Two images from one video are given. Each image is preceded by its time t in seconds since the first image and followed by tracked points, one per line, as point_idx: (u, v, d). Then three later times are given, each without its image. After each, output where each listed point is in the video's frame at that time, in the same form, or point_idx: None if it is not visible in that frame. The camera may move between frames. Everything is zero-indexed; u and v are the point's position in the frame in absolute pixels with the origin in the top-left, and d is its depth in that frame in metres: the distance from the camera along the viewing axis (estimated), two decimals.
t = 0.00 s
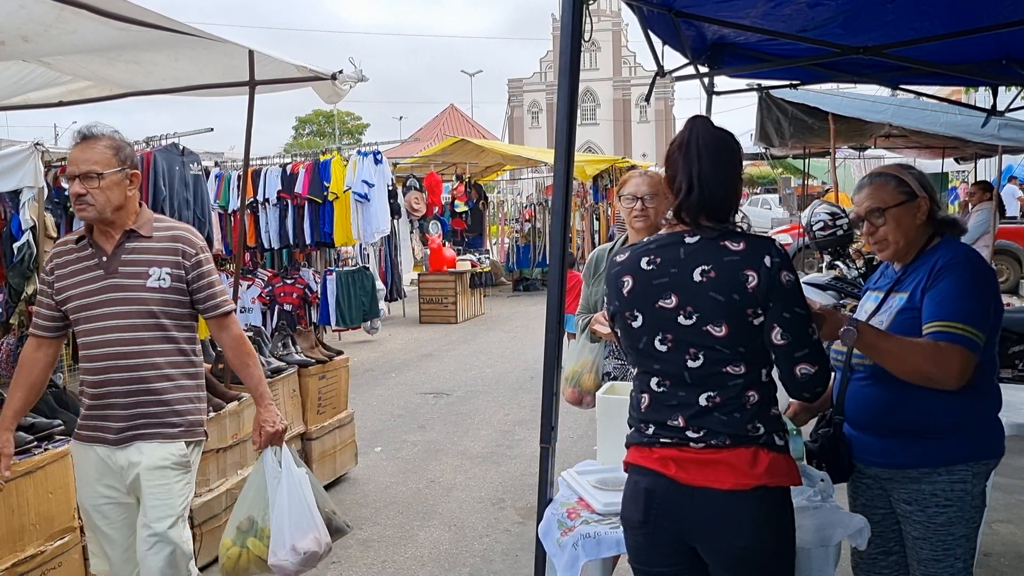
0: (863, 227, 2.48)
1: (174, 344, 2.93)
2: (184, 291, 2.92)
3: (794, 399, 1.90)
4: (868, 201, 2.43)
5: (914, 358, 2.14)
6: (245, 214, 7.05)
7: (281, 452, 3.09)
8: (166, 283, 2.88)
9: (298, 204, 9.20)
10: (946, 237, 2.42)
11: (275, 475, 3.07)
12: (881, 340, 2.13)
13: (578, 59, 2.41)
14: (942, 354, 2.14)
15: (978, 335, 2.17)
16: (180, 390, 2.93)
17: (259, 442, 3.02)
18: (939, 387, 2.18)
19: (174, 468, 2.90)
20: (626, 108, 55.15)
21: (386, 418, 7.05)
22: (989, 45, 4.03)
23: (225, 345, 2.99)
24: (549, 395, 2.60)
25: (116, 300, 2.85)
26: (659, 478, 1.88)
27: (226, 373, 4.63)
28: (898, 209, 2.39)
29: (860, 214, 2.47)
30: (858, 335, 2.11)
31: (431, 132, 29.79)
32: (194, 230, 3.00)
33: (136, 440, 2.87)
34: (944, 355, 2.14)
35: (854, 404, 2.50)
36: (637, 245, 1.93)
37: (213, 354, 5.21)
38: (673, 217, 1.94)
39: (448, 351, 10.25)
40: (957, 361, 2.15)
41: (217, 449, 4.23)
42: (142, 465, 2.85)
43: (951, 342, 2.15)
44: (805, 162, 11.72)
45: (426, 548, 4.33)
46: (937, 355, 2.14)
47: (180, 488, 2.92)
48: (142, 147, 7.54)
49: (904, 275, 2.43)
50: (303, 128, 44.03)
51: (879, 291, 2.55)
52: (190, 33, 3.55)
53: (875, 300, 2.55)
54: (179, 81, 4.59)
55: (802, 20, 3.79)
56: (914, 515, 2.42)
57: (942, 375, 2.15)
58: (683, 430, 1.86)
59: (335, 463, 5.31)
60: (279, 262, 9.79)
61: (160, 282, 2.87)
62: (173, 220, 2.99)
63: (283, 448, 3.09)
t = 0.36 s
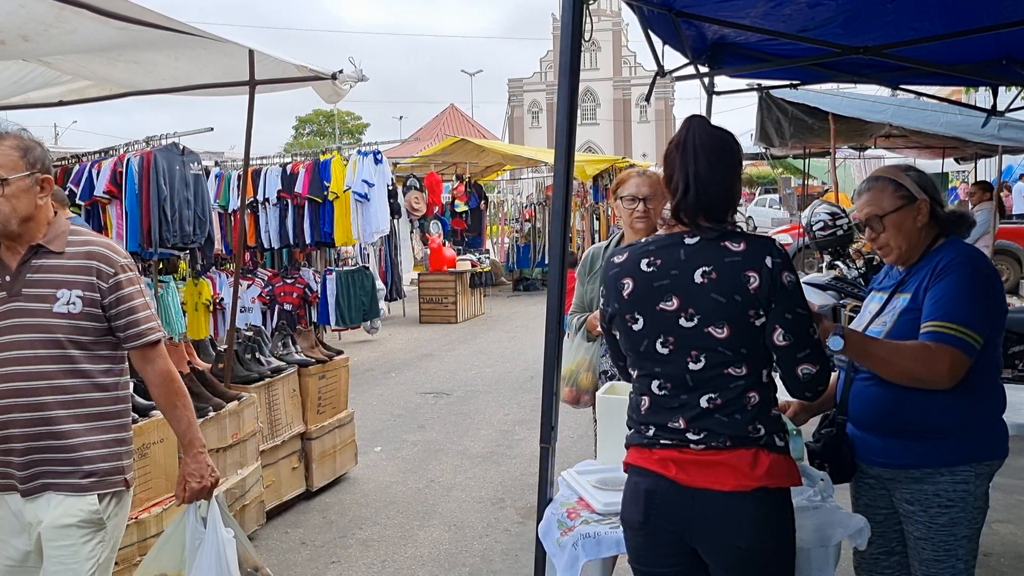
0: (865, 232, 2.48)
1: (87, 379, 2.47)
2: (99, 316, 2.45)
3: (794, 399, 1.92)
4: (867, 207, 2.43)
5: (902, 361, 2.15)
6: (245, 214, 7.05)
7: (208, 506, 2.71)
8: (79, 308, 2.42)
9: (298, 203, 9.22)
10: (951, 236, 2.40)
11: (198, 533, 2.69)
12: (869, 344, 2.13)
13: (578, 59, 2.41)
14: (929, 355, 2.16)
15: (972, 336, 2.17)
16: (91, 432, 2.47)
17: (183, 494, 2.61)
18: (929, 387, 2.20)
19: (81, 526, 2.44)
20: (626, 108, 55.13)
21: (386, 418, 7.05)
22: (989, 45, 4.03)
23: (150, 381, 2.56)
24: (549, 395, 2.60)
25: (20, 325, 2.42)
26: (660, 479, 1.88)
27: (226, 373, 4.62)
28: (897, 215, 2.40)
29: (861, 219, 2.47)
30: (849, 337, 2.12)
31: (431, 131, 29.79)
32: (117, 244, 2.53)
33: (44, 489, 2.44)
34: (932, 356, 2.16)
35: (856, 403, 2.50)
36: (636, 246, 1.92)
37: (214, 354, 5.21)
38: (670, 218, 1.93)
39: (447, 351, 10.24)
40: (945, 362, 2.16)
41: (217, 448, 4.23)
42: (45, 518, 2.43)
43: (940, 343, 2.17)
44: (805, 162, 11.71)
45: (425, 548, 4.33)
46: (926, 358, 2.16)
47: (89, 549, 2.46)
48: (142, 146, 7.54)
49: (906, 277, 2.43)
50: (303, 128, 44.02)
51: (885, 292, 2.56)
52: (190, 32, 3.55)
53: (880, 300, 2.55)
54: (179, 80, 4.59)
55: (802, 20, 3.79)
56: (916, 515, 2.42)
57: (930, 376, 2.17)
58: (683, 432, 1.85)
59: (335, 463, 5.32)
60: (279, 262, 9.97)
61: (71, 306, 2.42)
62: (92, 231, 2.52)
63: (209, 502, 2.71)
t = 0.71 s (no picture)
0: (868, 236, 2.48)
1: None
2: (9, 326, 2.17)
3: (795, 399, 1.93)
4: (867, 212, 2.42)
5: (901, 364, 2.14)
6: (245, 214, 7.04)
7: (131, 540, 2.46)
8: None
9: (298, 203, 9.25)
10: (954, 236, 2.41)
11: (122, 571, 2.44)
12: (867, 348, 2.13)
13: (578, 59, 2.41)
14: (927, 356, 2.16)
15: (973, 337, 2.16)
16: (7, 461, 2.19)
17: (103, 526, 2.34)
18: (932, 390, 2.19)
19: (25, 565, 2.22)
20: (627, 108, 55.12)
21: (386, 417, 7.05)
22: (989, 45, 4.03)
23: (64, 399, 2.28)
24: (549, 395, 2.60)
25: None
26: (660, 480, 1.88)
27: (226, 372, 4.63)
28: (897, 219, 2.39)
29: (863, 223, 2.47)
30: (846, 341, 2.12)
31: (431, 131, 29.79)
32: (22, 242, 2.21)
33: None
34: (932, 358, 2.15)
35: (861, 404, 2.51)
36: (636, 247, 1.92)
37: (214, 353, 5.22)
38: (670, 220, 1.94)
39: (448, 351, 10.24)
40: (945, 364, 2.15)
41: (217, 448, 4.23)
42: None
43: (941, 345, 2.17)
44: (805, 162, 11.70)
45: (425, 548, 4.33)
46: (925, 360, 2.15)
47: None
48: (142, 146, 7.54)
49: (911, 278, 2.43)
50: (303, 128, 44.01)
51: (888, 292, 2.55)
52: (190, 32, 3.55)
53: (884, 300, 2.55)
54: (179, 80, 4.58)
55: (802, 20, 3.79)
56: (922, 516, 2.42)
57: (930, 378, 2.16)
58: (683, 433, 1.85)
59: (335, 463, 5.32)
60: (278, 262, 10.01)
61: None
62: None
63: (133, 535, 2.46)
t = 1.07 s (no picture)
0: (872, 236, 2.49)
1: None
2: None
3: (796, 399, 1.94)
4: (871, 212, 2.44)
5: (946, 378, 2.18)
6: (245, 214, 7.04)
7: None
8: None
9: (298, 202, 9.25)
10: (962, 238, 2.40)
11: None
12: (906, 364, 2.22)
13: (578, 59, 2.41)
14: (975, 367, 2.15)
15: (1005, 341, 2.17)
16: None
17: None
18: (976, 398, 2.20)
19: None
20: (627, 108, 55.11)
21: (386, 417, 7.06)
22: (990, 45, 4.03)
23: None
24: (549, 395, 2.60)
25: None
26: (661, 480, 1.88)
27: (226, 372, 4.62)
28: (901, 219, 2.40)
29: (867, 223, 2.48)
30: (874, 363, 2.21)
31: (432, 130, 29.80)
32: None
33: None
34: (976, 368, 2.15)
35: (867, 405, 2.51)
36: (638, 247, 1.91)
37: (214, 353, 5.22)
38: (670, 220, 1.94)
39: (448, 351, 10.23)
40: (989, 373, 2.15)
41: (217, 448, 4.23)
42: None
43: (980, 353, 2.15)
44: (806, 162, 11.70)
45: (425, 548, 4.33)
46: (968, 371, 2.15)
47: None
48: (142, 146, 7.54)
49: (918, 278, 2.42)
50: (303, 128, 43.99)
51: (893, 292, 2.55)
52: (190, 31, 3.55)
53: (889, 301, 2.54)
54: (179, 79, 4.58)
55: (802, 20, 3.79)
56: (925, 517, 2.42)
57: (975, 388, 2.16)
58: (684, 433, 1.85)
59: (335, 462, 5.32)
60: (279, 261, 10.02)
61: None
62: None
63: None
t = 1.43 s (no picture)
0: (865, 241, 2.50)
1: None
2: None
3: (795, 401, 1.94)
4: (864, 217, 2.44)
5: (953, 388, 2.20)
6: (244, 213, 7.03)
7: None
8: None
9: (297, 202, 9.24)
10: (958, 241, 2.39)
11: None
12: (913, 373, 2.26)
13: (577, 58, 2.40)
14: (982, 374, 2.16)
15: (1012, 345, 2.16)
16: None
17: None
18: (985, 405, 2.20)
19: None
20: (627, 108, 55.09)
21: (386, 417, 7.06)
22: (991, 45, 4.02)
23: None
24: (548, 395, 2.59)
25: None
26: (661, 481, 1.87)
27: (226, 371, 4.62)
28: (890, 226, 2.39)
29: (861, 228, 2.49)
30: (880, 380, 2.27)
31: (431, 130, 29.80)
32: None
33: None
34: (983, 376, 2.15)
35: (875, 410, 2.51)
36: (638, 247, 1.90)
37: (214, 352, 5.21)
38: (675, 210, 1.91)
39: (447, 351, 10.23)
40: (996, 380, 2.16)
41: (217, 448, 4.23)
42: None
43: (985, 360, 2.15)
44: (806, 162, 11.69)
45: (424, 548, 4.32)
46: (972, 379, 2.16)
47: None
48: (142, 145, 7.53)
49: (917, 283, 2.42)
50: (303, 127, 43.96)
51: (894, 298, 2.56)
52: (190, 31, 3.54)
53: (890, 308, 2.55)
54: (179, 79, 4.58)
55: (803, 20, 3.79)
56: (933, 520, 2.42)
57: (980, 395, 2.18)
58: (684, 433, 1.84)
59: (335, 462, 5.32)
60: (278, 261, 10.02)
61: None
62: None
63: None
